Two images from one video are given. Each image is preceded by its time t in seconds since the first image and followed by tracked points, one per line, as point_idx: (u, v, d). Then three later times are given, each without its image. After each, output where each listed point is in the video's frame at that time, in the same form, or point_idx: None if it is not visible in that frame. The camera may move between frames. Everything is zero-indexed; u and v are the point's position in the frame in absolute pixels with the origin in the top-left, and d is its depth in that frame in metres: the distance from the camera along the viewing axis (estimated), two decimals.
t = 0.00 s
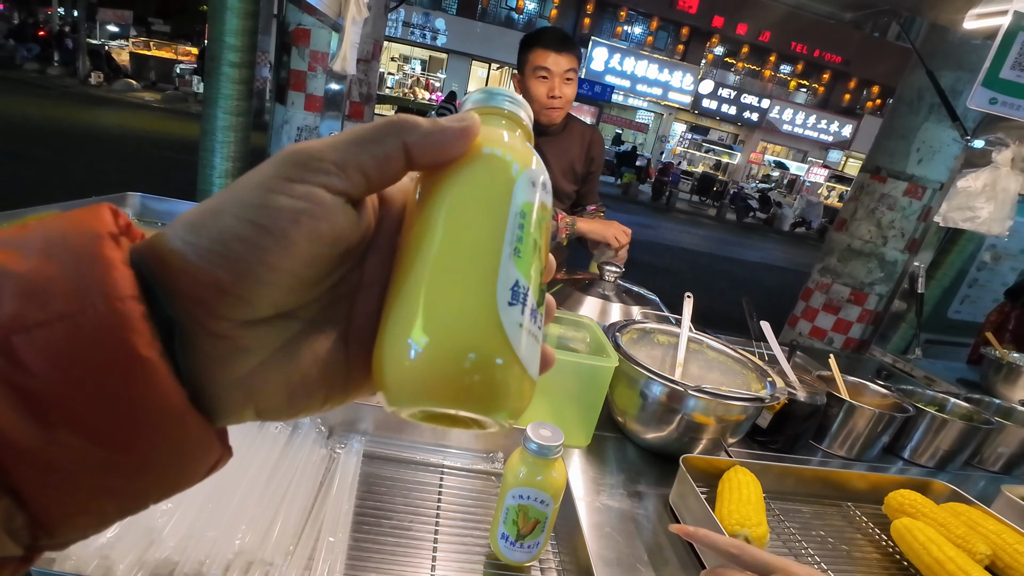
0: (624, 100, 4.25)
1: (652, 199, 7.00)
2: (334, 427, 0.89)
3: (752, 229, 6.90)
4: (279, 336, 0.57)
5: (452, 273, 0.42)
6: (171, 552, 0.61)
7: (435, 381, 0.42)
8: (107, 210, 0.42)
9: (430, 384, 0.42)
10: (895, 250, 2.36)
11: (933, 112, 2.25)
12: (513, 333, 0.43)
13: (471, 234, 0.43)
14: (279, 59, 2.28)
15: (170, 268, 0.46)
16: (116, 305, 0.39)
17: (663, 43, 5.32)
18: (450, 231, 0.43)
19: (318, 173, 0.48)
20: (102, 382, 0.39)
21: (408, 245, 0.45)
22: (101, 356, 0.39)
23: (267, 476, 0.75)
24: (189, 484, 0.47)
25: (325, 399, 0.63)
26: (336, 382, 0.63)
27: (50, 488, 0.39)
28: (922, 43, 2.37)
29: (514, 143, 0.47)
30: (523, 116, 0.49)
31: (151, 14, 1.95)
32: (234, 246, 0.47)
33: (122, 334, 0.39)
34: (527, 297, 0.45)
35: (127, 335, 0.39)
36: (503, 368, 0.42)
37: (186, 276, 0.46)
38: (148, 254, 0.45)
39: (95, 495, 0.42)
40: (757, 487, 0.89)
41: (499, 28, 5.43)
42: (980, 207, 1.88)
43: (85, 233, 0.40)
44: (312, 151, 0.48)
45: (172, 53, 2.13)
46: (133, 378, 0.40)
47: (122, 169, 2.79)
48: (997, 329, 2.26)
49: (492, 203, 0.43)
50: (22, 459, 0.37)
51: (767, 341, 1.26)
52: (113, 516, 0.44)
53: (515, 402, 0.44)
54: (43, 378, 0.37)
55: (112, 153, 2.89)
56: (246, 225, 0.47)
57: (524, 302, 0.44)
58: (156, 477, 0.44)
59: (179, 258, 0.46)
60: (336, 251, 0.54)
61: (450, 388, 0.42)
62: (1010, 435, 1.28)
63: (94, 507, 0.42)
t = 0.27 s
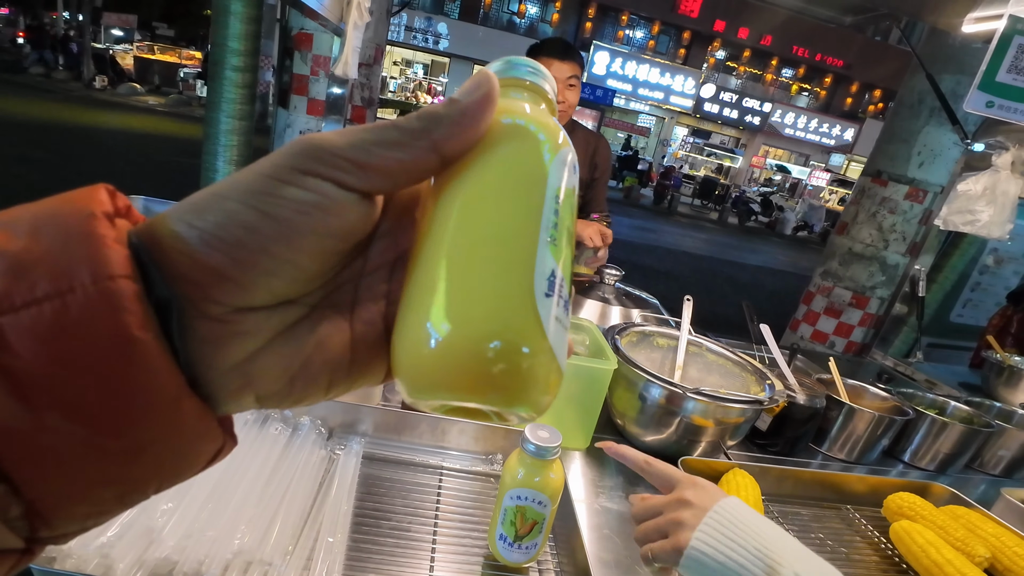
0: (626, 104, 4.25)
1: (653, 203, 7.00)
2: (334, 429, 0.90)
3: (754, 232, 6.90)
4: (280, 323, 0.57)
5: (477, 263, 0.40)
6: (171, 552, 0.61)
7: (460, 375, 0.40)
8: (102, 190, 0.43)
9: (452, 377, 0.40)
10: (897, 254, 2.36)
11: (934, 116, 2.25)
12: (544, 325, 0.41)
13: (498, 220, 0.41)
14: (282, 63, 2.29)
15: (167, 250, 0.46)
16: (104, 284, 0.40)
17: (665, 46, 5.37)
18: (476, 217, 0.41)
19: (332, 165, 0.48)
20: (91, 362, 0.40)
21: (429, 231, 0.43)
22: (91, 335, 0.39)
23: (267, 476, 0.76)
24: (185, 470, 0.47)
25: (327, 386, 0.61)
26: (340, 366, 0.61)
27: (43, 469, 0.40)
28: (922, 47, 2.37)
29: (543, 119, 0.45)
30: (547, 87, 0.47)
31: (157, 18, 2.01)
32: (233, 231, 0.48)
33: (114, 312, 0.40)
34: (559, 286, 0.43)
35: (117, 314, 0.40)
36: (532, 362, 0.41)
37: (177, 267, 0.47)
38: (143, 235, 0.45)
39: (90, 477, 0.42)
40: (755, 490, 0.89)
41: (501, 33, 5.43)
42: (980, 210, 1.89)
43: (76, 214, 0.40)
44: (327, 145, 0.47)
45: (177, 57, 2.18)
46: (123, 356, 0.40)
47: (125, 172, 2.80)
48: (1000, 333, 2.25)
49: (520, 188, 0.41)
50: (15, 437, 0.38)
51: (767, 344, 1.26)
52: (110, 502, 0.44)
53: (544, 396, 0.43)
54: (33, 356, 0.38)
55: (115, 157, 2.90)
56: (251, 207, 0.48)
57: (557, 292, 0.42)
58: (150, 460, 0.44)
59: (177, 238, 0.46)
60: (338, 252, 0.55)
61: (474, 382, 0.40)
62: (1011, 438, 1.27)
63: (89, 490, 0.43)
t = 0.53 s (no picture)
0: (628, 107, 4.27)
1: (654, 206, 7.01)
2: (334, 430, 0.90)
3: (755, 236, 6.91)
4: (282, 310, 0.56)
5: (490, 271, 0.38)
6: (172, 550, 0.62)
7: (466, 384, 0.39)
8: (92, 169, 0.42)
9: (458, 385, 0.39)
10: (898, 257, 2.36)
11: (934, 120, 2.26)
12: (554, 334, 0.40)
13: (513, 225, 0.38)
14: (285, 66, 2.31)
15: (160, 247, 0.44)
16: (91, 265, 0.38)
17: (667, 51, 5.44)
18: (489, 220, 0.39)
19: (345, 169, 0.46)
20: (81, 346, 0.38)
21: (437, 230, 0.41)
22: (80, 319, 0.38)
23: (268, 477, 0.76)
24: (180, 456, 0.46)
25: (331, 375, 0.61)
26: (341, 348, 0.60)
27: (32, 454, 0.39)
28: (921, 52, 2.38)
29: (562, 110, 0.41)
30: (569, 70, 0.43)
31: (159, 20, 1.97)
32: (243, 231, 0.46)
33: (103, 295, 0.38)
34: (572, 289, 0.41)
35: (106, 297, 0.38)
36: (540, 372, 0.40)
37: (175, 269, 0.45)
38: (135, 214, 0.43)
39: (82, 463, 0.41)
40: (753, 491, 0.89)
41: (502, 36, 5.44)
42: (979, 213, 1.89)
43: (64, 192, 0.38)
44: (335, 145, 0.44)
45: (180, 60, 2.17)
46: (115, 340, 0.39)
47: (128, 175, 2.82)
48: (1000, 336, 2.25)
49: (538, 189, 0.38)
50: None
51: (766, 346, 1.27)
52: (103, 488, 0.43)
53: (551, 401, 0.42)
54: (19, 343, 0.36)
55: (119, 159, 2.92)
56: (260, 209, 0.46)
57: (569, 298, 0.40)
58: (145, 445, 0.43)
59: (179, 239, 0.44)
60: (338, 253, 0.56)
61: (481, 392, 0.39)
62: (1010, 441, 1.28)
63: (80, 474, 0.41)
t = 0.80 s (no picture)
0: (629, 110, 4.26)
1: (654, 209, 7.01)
2: (335, 430, 0.91)
3: (755, 239, 6.91)
4: (295, 311, 0.58)
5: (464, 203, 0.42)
6: (174, 549, 0.62)
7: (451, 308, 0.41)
8: (123, 194, 0.45)
9: (441, 309, 0.41)
10: (896, 260, 2.36)
11: (933, 123, 2.26)
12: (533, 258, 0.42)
13: (482, 166, 0.44)
14: (286, 69, 2.31)
15: (183, 246, 0.47)
16: (124, 278, 0.41)
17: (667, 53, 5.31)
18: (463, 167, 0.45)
19: (345, 159, 0.53)
20: (110, 354, 0.40)
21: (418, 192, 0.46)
22: (110, 327, 0.40)
23: (271, 478, 0.77)
24: (197, 472, 0.47)
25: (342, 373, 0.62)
26: (356, 351, 0.63)
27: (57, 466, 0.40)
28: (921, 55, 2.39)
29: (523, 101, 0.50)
30: (533, 90, 0.53)
31: (161, 23, 1.98)
32: (258, 217, 0.51)
33: (132, 302, 0.41)
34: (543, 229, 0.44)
35: (136, 308, 0.41)
36: (522, 297, 0.41)
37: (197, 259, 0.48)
38: (163, 236, 0.47)
39: (104, 474, 0.42)
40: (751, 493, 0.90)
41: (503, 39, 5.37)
42: (978, 216, 1.90)
43: (101, 216, 0.42)
44: (340, 143, 0.53)
45: (182, 62, 2.17)
46: (142, 347, 0.41)
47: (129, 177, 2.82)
48: (1000, 339, 2.26)
49: (503, 144, 0.45)
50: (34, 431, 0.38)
51: (765, 349, 1.27)
52: (123, 505, 0.44)
53: (537, 334, 0.43)
54: (52, 350, 0.39)
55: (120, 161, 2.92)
56: (275, 196, 0.51)
57: (538, 221, 0.44)
58: (165, 457, 0.44)
59: (198, 235, 0.48)
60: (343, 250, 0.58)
61: (464, 314, 0.40)
62: (1007, 443, 1.28)
63: (104, 489, 0.42)
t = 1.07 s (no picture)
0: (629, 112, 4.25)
1: (654, 211, 7.01)
2: (331, 430, 0.91)
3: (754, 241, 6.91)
4: (291, 303, 0.59)
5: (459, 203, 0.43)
6: (169, 548, 0.62)
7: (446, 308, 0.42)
8: (122, 185, 0.45)
9: (437, 310, 0.42)
10: (894, 262, 2.37)
11: (931, 125, 2.26)
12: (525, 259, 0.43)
13: (473, 166, 0.44)
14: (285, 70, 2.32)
15: (181, 238, 0.48)
16: (122, 268, 0.41)
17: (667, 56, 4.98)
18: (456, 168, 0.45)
19: (338, 159, 0.53)
20: (107, 342, 0.41)
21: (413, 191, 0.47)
22: (108, 317, 0.41)
23: (267, 477, 0.77)
24: (195, 456, 0.48)
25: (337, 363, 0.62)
26: (347, 339, 0.63)
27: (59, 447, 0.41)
28: (920, 58, 2.39)
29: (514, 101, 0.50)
30: (523, 87, 0.53)
31: (162, 23, 2.01)
32: (256, 213, 0.51)
33: (129, 293, 0.41)
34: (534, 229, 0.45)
35: (133, 297, 0.41)
36: (514, 297, 0.42)
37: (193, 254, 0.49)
38: (159, 228, 0.47)
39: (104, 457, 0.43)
40: (747, 493, 0.90)
41: (504, 40, 5.35)
42: (975, 218, 1.90)
43: (99, 206, 0.42)
44: (334, 144, 0.53)
45: (182, 63, 2.15)
46: (140, 335, 0.42)
47: (127, 178, 2.82)
48: (998, 341, 2.26)
49: (494, 145, 0.45)
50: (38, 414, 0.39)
51: (762, 351, 1.27)
52: (123, 487, 0.45)
53: (528, 332, 0.44)
54: (52, 337, 0.39)
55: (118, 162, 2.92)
56: (272, 194, 0.52)
57: (532, 225, 0.45)
58: (163, 442, 0.45)
59: (197, 230, 0.49)
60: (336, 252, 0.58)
61: (459, 313, 0.42)
62: (1004, 445, 1.28)
63: (102, 471, 0.43)
